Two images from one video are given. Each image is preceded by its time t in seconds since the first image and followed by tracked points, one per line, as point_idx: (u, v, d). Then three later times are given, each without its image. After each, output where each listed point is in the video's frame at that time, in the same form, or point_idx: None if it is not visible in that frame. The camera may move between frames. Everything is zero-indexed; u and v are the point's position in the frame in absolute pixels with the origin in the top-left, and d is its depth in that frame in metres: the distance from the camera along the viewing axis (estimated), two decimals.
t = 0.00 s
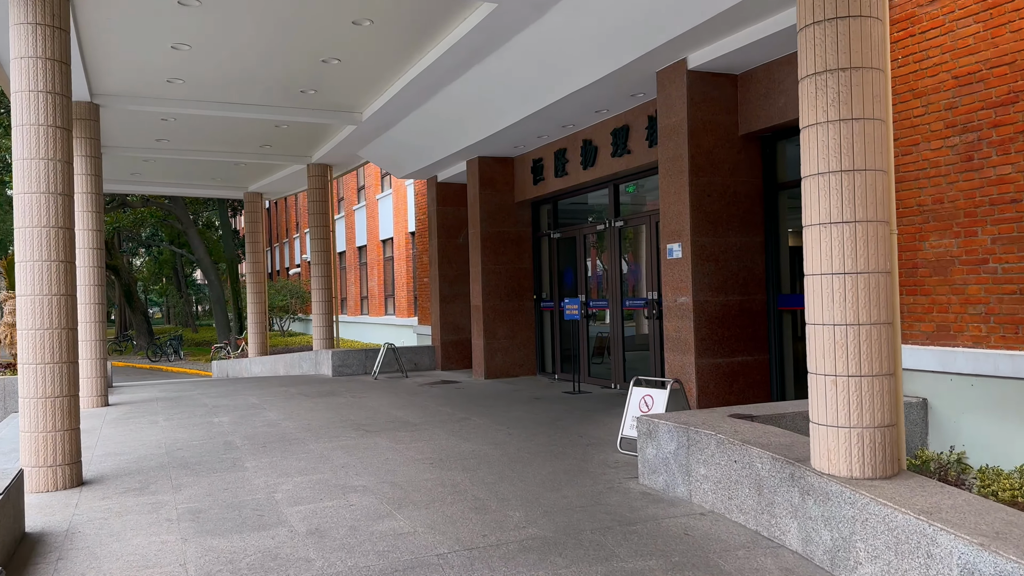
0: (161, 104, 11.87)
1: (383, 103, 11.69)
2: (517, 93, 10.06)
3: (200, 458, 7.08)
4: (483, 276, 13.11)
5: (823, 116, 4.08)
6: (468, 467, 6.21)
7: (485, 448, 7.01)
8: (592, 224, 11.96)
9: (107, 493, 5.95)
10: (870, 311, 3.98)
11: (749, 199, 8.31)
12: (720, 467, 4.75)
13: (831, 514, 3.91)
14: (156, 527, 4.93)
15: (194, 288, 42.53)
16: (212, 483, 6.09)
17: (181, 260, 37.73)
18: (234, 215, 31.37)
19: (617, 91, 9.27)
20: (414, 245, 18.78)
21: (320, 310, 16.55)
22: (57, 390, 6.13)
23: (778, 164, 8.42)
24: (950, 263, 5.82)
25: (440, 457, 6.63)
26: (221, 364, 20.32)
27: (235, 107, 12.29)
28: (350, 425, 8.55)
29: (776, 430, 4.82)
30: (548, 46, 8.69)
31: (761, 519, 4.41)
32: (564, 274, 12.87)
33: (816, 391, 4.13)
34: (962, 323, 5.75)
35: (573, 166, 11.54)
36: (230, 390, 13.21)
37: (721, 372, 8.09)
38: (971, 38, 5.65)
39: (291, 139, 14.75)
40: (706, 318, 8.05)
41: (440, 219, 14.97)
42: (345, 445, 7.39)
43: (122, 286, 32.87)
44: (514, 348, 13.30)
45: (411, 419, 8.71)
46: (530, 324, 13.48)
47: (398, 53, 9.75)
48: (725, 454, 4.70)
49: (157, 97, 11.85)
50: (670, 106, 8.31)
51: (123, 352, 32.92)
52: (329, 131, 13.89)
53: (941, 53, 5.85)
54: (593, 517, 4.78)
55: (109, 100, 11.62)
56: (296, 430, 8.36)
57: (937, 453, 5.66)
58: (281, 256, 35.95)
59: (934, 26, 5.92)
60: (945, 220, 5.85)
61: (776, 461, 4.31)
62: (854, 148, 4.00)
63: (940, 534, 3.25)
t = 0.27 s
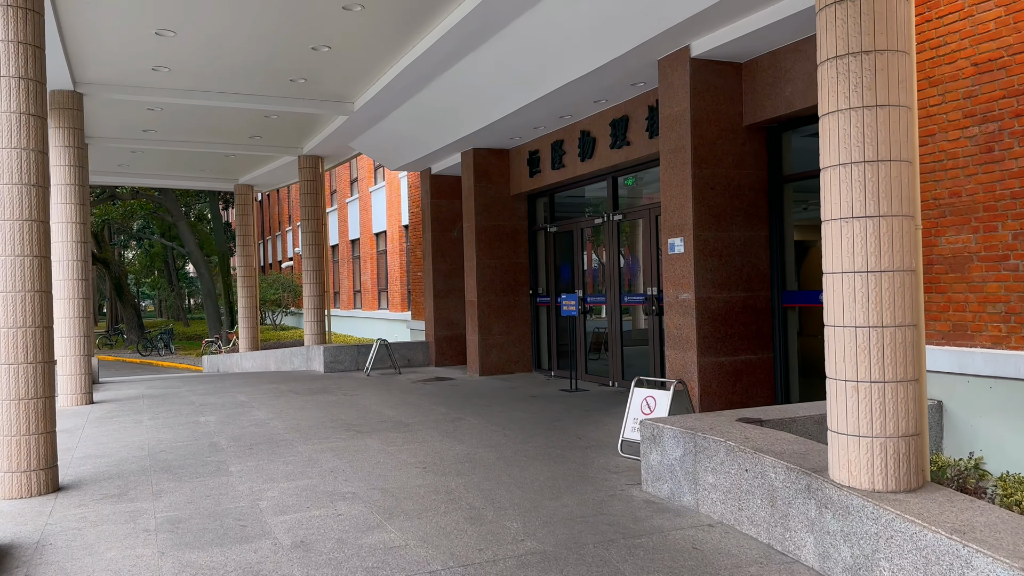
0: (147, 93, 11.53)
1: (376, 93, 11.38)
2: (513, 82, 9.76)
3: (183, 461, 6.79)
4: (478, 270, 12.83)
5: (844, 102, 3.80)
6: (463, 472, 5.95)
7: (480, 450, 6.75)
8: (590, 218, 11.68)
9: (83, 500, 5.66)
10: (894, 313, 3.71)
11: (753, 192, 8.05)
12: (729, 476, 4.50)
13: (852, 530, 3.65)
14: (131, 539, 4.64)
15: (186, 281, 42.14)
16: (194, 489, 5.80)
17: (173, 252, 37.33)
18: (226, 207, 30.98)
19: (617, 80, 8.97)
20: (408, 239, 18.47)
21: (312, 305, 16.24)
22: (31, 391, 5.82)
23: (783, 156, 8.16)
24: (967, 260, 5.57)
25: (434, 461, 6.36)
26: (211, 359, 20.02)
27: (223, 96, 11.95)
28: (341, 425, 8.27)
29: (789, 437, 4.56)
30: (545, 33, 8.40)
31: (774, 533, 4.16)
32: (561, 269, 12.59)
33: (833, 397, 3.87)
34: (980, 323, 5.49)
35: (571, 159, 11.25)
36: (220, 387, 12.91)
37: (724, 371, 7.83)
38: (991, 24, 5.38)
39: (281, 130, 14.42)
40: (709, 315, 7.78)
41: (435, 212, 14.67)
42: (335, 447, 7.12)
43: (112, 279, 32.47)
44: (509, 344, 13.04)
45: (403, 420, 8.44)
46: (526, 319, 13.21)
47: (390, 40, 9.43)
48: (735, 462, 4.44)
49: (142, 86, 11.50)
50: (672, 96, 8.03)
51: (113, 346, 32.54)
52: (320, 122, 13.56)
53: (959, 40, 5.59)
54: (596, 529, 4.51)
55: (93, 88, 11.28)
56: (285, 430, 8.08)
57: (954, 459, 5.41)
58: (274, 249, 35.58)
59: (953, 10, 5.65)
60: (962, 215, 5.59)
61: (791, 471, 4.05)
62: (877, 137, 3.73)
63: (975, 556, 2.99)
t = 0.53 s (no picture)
0: (135, 82, 11.24)
1: (370, 84, 11.10)
2: (511, 73, 9.50)
3: (169, 464, 6.55)
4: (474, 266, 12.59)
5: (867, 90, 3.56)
6: (459, 476, 5.72)
7: (476, 453, 6.52)
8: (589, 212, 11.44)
9: (62, 506, 5.41)
10: (921, 314, 3.48)
11: (758, 187, 7.82)
12: (739, 485, 4.28)
13: (874, 546, 3.44)
14: (109, 550, 4.40)
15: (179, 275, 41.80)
16: (179, 495, 5.56)
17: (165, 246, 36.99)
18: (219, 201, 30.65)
19: (618, 71, 8.72)
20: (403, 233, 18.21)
21: (305, 300, 15.98)
22: (8, 393, 5.56)
23: (789, 149, 7.93)
24: (984, 258, 5.35)
25: (428, 464, 6.13)
26: (203, 354, 19.75)
27: (214, 86, 11.66)
28: (333, 426, 8.03)
29: (802, 444, 4.34)
30: (544, 22, 8.14)
31: (787, 545, 3.94)
32: (559, 264, 12.35)
33: (853, 404, 3.64)
34: (998, 324, 5.28)
35: (569, 152, 11.01)
36: (210, 384, 12.66)
37: (727, 371, 7.61)
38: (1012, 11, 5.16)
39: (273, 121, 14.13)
40: (712, 313, 7.57)
41: (430, 206, 14.41)
42: (327, 449, 6.88)
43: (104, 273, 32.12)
44: (506, 341, 12.81)
45: (397, 420, 8.20)
46: (523, 316, 12.98)
47: (384, 28, 9.16)
48: (745, 471, 4.22)
49: (130, 76, 11.21)
50: (674, 87, 7.78)
51: (105, 341, 32.22)
52: (313, 113, 13.28)
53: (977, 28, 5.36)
54: (599, 540, 4.28)
55: (79, 78, 10.98)
56: (275, 431, 7.84)
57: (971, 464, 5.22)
58: (267, 243, 35.26)
59: None
60: (979, 212, 5.38)
61: (807, 482, 3.84)
62: (903, 127, 3.49)
63: None
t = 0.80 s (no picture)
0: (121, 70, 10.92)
1: (365, 72, 10.80)
2: (509, 60, 9.22)
3: (153, 465, 6.27)
4: (470, 260, 12.32)
5: (900, 69, 3.29)
6: (457, 479, 5.46)
7: (474, 454, 6.26)
8: (589, 206, 11.17)
9: (38, 511, 5.13)
10: (959, 313, 3.21)
11: (766, 179, 7.57)
12: (756, 492, 4.03)
13: (906, 561, 3.20)
14: (83, 560, 4.12)
15: (172, 268, 41.41)
16: (162, 499, 5.28)
17: (158, 240, 36.62)
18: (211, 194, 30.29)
19: (620, 59, 8.45)
20: (398, 226, 17.93)
21: (298, 294, 15.68)
22: None
23: (797, 140, 7.67)
24: (1009, 252, 5.23)
25: (424, 466, 5.87)
26: (194, 349, 19.44)
27: (204, 74, 11.34)
28: (325, 424, 7.76)
29: (823, 448, 4.10)
30: (545, 8, 7.86)
31: (809, 557, 3.71)
32: (557, 259, 12.09)
33: (883, 407, 3.38)
34: None
35: (569, 144, 10.74)
36: (199, 380, 12.37)
37: (733, 369, 7.37)
38: None
39: (265, 111, 13.81)
40: (718, 309, 7.31)
41: (425, 199, 14.12)
42: (318, 450, 6.61)
43: (94, 267, 31.74)
44: (502, 337, 12.56)
45: (392, 418, 7.93)
46: (520, 311, 12.73)
47: (379, 13, 8.86)
48: (764, 478, 3.97)
49: (116, 63, 10.89)
50: (680, 75, 7.52)
51: (95, 334, 31.85)
52: (306, 103, 12.97)
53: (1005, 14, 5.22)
54: (607, 550, 4.03)
55: (65, 65, 10.64)
56: (265, 430, 7.57)
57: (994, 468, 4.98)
58: (260, 236, 34.90)
59: None
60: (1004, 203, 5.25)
61: (832, 490, 3.59)
62: (939, 109, 3.22)
63: None
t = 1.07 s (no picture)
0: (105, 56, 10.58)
1: (357, 61, 10.49)
2: (506, 49, 8.94)
3: (133, 470, 6.00)
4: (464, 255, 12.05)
5: (935, 59, 3.04)
6: (451, 488, 5.22)
7: (469, 459, 6.02)
8: (586, 200, 10.92)
9: (9, 520, 4.86)
10: (997, 323, 2.98)
11: (771, 174, 7.34)
12: (770, 508, 3.80)
13: None
14: None
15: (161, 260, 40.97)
16: (140, 508, 5.01)
17: (147, 231, 36.18)
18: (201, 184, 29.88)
19: (621, 49, 8.18)
20: (391, 219, 17.64)
21: (288, 288, 15.39)
22: None
23: (804, 135, 7.43)
24: None
25: (417, 472, 5.62)
26: (182, 342, 19.13)
27: (191, 62, 11.02)
28: (314, 426, 7.50)
29: (841, 462, 3.87)
30: None
31: None
32: (553, 254, 11.83)
33: (912, 422, 3.15)
34: None
35: (567, 136, 10.47)
36: (186, 376, 12.08)
37: (736, 370, 7.14)
38: None
39: (255, 100, 13.49)
40: (721, 308, 7.08)
41: (418, 192, 13.83)
42: (307, 453, 6.36)
43: (82, 257, 31.31)
44: (497, 333, 12.32)
45: (384, 419, 7.67)
46: (514, 307, 12.48)
47: None
48: (779, 493, 3.75)
49: (100, 49, 10.55)
50: (683, 66, 7.26)
51: (83, 326, 31.44)
52: (296, 92, 12.65)
53: None
54: (612, 569, 3.79)
55: (46, 50, 10.29)
56: (252, 432, 7.31)
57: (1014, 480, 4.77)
58: (251, 228, 34.51)
59: None
60: None
61: (854, 509, 3.36)
62: (978, 103, 2.98)
63: None
